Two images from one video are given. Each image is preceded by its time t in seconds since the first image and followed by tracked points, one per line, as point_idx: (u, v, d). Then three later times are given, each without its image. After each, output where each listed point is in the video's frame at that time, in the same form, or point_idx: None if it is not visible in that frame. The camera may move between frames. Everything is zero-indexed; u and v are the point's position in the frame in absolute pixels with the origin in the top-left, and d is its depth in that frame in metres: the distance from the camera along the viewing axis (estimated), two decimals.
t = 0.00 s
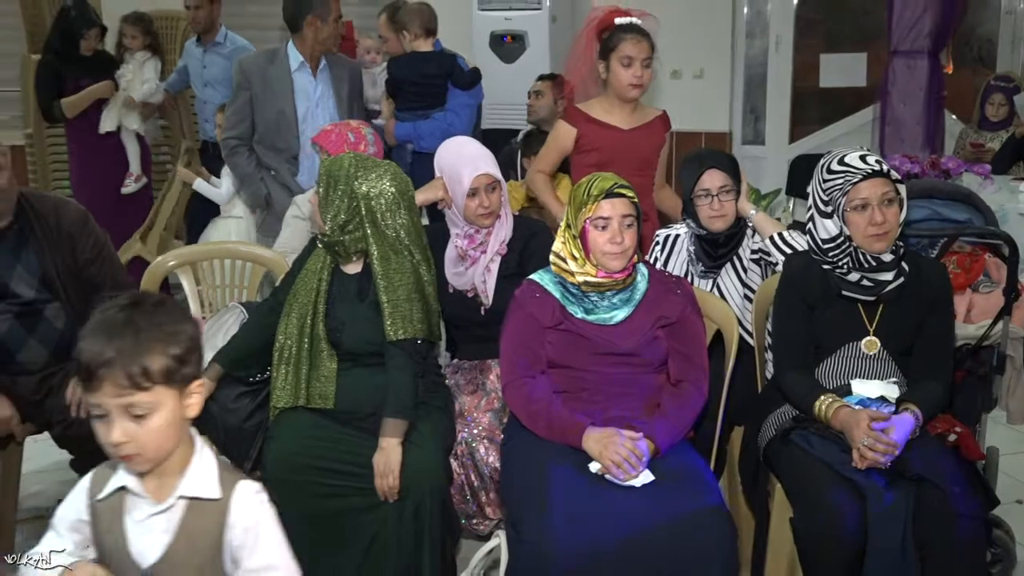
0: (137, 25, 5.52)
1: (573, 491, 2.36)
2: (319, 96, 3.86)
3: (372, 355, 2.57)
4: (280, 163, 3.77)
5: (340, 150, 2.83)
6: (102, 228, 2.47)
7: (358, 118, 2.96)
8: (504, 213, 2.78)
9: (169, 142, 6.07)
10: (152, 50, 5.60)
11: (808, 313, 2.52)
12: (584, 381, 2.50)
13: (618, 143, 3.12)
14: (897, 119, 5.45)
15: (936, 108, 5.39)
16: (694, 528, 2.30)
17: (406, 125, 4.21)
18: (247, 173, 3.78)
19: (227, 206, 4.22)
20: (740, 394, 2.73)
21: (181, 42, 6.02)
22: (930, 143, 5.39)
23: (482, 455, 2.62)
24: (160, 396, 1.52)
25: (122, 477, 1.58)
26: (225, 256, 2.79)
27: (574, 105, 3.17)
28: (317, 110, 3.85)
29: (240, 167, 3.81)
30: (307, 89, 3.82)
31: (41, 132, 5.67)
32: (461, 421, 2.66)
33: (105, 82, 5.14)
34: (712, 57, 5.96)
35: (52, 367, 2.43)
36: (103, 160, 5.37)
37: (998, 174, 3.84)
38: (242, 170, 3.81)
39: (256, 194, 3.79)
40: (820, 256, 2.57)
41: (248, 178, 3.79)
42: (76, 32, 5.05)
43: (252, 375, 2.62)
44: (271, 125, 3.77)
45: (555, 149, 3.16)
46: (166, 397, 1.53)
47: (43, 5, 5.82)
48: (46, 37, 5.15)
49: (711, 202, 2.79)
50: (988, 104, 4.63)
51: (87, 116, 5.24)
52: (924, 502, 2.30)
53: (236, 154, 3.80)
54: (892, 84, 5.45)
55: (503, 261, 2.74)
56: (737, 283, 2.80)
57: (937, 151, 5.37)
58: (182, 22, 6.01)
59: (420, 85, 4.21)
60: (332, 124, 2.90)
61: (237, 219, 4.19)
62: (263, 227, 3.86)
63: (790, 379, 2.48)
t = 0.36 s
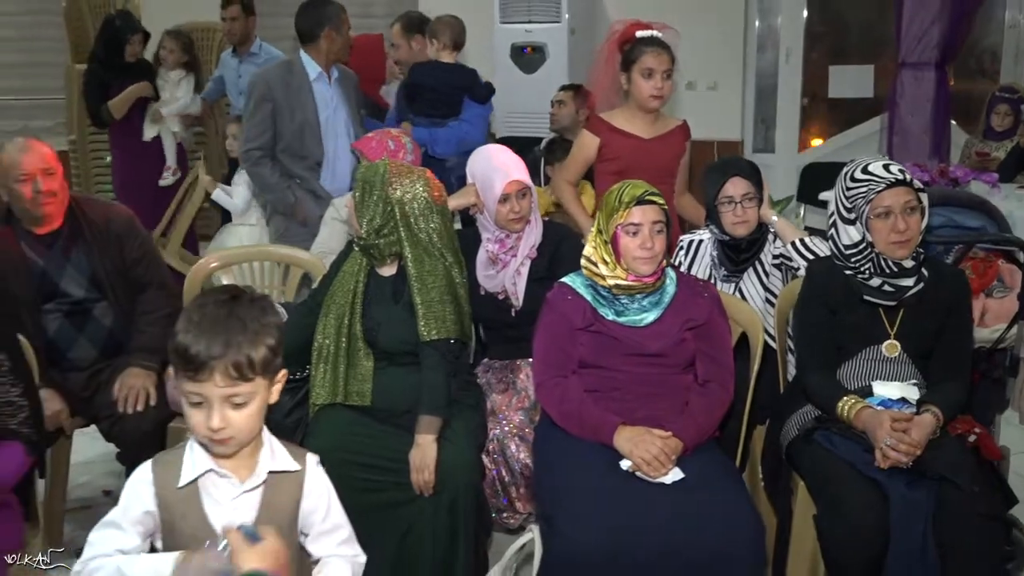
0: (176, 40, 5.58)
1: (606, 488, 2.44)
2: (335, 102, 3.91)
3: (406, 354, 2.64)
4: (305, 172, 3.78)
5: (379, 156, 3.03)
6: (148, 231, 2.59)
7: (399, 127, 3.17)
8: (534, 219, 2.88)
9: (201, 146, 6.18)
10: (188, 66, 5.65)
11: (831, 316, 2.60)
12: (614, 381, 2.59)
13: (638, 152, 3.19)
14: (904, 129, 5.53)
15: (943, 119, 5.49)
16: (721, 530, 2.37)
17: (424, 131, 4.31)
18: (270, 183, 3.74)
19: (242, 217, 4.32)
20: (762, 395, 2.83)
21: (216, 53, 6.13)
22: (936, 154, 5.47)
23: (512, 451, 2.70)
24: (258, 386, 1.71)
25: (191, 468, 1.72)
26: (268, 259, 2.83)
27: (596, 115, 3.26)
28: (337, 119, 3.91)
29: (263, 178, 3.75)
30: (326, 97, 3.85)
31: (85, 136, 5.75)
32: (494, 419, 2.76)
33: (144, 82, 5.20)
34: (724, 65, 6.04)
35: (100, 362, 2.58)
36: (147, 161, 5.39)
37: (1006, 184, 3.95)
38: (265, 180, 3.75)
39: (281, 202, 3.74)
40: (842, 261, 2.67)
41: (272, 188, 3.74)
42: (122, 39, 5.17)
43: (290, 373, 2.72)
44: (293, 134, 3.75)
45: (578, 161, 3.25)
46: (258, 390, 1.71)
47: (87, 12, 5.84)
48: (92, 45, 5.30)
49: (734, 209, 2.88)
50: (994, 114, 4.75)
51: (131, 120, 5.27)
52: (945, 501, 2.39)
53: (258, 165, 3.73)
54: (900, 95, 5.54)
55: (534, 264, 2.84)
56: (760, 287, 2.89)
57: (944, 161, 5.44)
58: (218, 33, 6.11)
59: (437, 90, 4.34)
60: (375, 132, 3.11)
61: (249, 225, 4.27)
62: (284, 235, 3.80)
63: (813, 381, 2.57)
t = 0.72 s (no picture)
0: (219, 49, 5.39)
1: (655, 483, 2.53)
2: (371, 114, 4.10)
3: (457, 353, 2.73)
4: (344, 179, 4.02)
5: (426, 165, 3.30)
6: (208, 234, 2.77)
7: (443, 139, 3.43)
8: (575, 225, 2.97)
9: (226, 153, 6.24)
10: (229, 75, 5.40)
11: (866, 317, 2.70)
12: (659, 380, 2.69)
13: (669, 162, 3.27)
14: (921, 136, 5.77)
15: (956, 128, 5.72)
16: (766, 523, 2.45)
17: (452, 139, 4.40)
18: (312, 189, 4.00)
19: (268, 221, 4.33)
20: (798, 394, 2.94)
21: (263, 65, 6.00)
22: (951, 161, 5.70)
23: (558, 447, 2.79)
24: (331, 369, 1.73)
25: (270, 457, 1.69)
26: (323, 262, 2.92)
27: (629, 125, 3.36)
28: (372, 130, 4.11)
29: (304, 185, 4.01)
30: (362, 109, 4.05)
31: (137, 145, 5.74)
32: (539, 416, 2.85)
33: (190, 92, 5.28)
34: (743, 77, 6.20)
35: (165, 361, 2.73)
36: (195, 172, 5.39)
37: None
38: (307, 187, 4.01)
39: (323, 208, 4.01)
40: (877, 265, 2.78)
41: (314, 194, 4.00)
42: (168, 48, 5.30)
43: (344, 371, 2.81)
44: (333, 142, 4.00)
45: (613, 169, 3.35)
46: (332, 373, 1.74)
47: (137, 25, 5.85)
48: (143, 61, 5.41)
49: (770, 215, 3.00)
50: (1007, 122, 4.86)
51: (179, 130, 5.31)
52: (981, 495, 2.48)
53: (300, 173, 3.99)
54: (915, 105, 5.80)
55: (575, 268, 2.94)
56: (793, 289, 2.98)
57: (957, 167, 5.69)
58: (264, 46, 6.03)
59: (462, 99, 4.39)
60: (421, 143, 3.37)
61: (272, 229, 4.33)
62: (328, 239, 4.10)
63: (850, 380, 2.67)
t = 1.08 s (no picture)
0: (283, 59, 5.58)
1: (712, 478, 2.61)
2: (417, 123, 4.18)
3: (519, 351, 2.82)
4: (388, 184, 4.13)
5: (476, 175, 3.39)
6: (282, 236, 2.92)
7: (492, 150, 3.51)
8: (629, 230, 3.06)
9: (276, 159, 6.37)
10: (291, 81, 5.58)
11: (915, 323, 2.81)
12: (716, 379, 2.78)
13: (718, 171, 3.37)
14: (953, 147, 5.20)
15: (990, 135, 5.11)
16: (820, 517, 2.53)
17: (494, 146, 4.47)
18: (359, 192, 4.13)
19: (317, 221, 4.41)
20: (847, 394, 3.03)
21: (322, 76, 6.27)
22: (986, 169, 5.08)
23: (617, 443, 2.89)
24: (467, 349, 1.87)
25: (412, 425, 1.96)
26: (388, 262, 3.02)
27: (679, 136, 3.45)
28: (416, 137, 4.16)
29: (353, 188, 4.16)
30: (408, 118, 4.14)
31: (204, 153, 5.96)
32: (596, 412, 2.96)
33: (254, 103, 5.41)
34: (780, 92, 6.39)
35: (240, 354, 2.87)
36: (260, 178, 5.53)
37: None
38: (356, 190, 4.16)
39: (367, 211, 4.13)
40: (926, 270, 2.87)
41: (360, 197, 4.13)
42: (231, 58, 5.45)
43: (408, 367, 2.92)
44: (378, 149, 4.11)
45: (663, 176, 3.44)
46: (467, 352, 1.88)
47: (206, 38, 6.24)
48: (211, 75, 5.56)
49: (818, 221, 3.09)
50: None
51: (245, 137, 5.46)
52: None
53: (350, 177, 4.15)
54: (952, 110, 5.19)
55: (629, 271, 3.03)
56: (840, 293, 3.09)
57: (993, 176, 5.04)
58: (324, 58, 6.27)
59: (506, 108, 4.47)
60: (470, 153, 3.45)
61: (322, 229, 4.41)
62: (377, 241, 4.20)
63: (899, 381, 2.76)
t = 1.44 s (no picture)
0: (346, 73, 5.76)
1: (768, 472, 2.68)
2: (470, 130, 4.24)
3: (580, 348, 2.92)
4: (440, 188, 4.26)
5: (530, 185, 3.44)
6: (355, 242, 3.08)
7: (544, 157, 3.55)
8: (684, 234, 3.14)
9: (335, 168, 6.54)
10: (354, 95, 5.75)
11: (967, 329, 2.89)
12: (772, 379, 2.86)
13: (770, 179, 3.45)
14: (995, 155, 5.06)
15: None
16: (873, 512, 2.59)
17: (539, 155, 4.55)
18: (415, 195, 4.31)
19: (379, 226, 4.74)
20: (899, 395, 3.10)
21: (383, 91, 6.47)
22: None
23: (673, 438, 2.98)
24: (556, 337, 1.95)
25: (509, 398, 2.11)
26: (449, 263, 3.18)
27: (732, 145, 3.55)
28: (467, 145, 4.23)
29: (411, 192, 4.35)
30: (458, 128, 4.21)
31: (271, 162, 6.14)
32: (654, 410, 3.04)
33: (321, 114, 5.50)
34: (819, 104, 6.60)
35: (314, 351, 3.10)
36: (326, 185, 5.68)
37: None
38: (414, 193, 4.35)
39: (420, 213, 4.31)
40: (979, 276, 2.95)
41: (417, 200, 4.32)
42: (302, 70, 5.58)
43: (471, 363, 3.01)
44: (431, 155, 4.24)
45: (716, 185, 3.54)
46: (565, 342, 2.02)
47: (274, 53, 6.51)
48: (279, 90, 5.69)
49: (868, 228, 3.16)
50: None
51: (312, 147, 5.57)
52: None
53: (409, 181, 4.35)
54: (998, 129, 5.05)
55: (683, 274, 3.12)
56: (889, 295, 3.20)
57: None
58: (385, 71, 6.48)
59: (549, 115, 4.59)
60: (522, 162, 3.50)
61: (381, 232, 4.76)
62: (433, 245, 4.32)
63: (951, 382, 2.83)
